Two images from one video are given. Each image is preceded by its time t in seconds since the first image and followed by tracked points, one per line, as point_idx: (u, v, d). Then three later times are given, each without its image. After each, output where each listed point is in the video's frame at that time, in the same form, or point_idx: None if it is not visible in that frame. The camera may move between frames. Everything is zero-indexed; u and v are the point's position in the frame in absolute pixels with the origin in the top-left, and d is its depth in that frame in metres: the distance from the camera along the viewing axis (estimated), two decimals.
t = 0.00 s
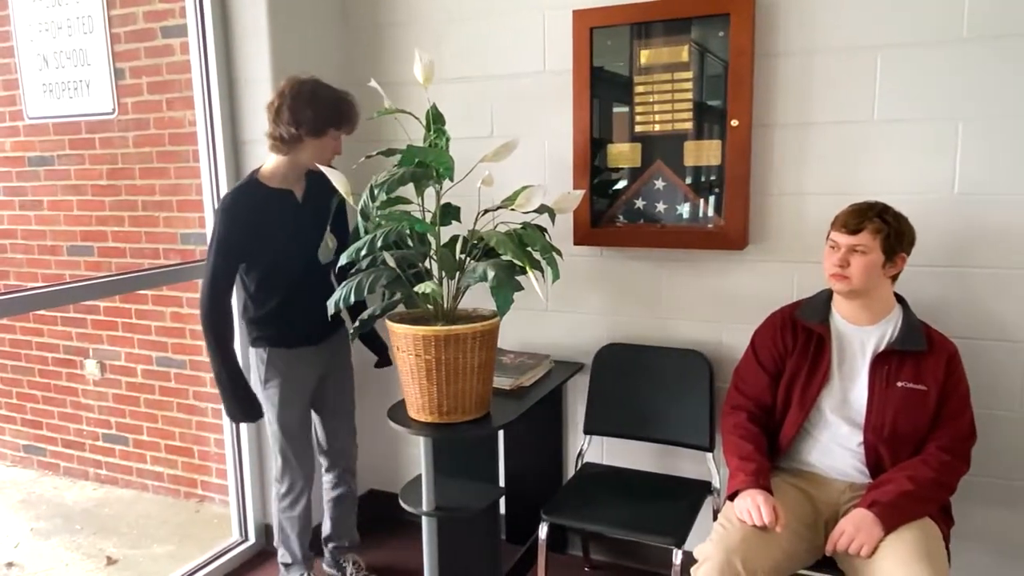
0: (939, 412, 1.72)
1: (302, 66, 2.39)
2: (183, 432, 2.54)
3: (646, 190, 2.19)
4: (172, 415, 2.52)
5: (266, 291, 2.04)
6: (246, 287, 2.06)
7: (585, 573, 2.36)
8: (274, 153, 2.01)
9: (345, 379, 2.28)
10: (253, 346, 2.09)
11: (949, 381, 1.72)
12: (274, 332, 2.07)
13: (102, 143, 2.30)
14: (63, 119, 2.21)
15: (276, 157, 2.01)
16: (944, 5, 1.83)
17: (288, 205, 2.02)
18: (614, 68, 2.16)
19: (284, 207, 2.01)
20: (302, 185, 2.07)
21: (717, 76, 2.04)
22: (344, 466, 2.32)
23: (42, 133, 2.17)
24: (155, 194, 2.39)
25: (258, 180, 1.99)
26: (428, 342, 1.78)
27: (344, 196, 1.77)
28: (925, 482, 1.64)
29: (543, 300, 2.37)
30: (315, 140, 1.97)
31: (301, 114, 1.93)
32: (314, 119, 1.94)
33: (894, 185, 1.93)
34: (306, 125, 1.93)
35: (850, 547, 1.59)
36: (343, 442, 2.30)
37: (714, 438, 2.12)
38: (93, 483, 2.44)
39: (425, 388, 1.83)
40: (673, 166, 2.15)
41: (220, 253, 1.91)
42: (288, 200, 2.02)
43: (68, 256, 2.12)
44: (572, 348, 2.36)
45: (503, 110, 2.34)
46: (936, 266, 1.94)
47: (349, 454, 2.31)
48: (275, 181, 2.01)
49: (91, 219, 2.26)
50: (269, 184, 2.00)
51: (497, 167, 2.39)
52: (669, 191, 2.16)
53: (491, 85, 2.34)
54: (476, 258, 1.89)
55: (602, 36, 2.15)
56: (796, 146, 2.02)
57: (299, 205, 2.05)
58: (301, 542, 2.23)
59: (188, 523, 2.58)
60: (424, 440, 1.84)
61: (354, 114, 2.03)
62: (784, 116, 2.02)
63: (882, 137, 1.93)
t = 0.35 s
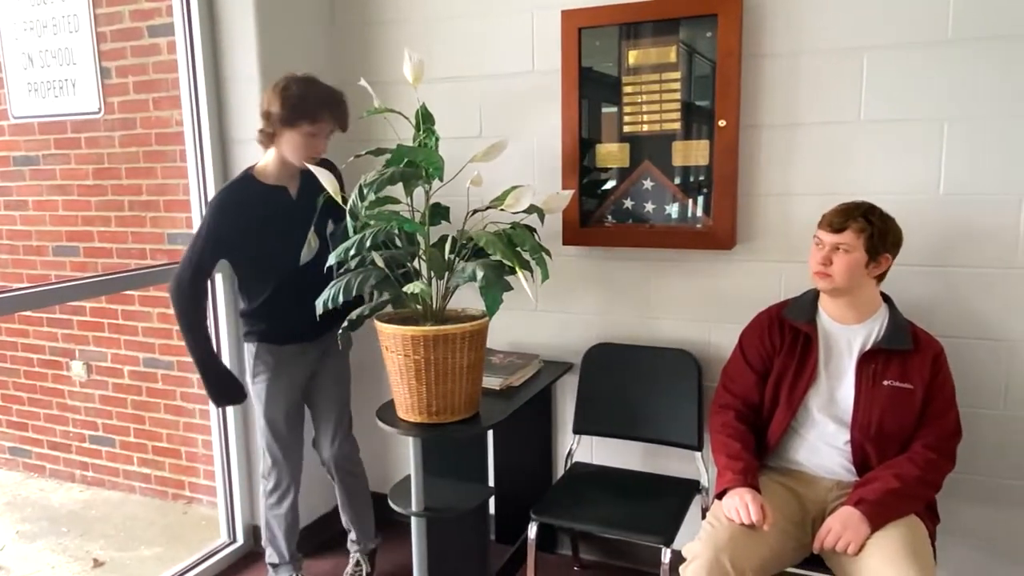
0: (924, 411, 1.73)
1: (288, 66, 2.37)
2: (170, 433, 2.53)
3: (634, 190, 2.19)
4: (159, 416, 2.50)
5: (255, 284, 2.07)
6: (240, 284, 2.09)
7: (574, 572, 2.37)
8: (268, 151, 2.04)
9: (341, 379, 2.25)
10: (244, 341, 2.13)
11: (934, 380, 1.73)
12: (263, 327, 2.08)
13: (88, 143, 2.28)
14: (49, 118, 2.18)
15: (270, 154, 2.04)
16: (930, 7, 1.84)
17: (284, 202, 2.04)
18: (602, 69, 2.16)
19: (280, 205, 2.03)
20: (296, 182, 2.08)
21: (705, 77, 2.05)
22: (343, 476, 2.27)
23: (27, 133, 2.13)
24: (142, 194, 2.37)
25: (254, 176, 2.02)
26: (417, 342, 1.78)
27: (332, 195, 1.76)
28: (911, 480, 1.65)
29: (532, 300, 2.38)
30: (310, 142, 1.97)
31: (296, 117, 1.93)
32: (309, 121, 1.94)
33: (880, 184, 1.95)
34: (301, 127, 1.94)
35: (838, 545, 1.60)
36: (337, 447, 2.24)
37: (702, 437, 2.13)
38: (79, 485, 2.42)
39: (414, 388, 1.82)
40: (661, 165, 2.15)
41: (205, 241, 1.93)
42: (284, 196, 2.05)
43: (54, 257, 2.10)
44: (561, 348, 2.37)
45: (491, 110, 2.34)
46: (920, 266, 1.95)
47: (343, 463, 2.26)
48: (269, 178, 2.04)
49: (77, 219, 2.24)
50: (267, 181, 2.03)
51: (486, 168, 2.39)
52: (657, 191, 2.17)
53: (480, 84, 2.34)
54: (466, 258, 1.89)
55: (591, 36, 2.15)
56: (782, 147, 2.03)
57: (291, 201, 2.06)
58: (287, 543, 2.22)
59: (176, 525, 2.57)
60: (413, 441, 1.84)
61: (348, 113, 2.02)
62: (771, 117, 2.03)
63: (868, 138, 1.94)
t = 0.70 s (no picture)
0: (913, 409, 1.74)
1: (277, 65, 2.36)
2: (160, 434, 2.52)
3: (626, 190, 2.20)
4: (149, 417, 2.49)
5: (258, 284, 2.10)
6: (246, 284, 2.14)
7: (566, 571, 2.37)
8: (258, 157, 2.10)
9: (355, 378, 2.27)
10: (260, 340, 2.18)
11: (923, 380, 1.74)
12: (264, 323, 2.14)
13: (76, 143, 2.26)
14: (36, 118, 2.15)
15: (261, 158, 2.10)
16: (919, 8, 1.85)
17: (286, 204, 2.08)
18: (593, 69, 2.17)
19: (285, 207, 2.07)
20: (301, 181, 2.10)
21: (696, 77, 2.06)
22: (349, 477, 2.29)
23: (15, 133, 2.10)
24: (131, 194, 2.36)
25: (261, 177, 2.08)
26: (408, 342, 1.78)
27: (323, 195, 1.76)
28: (901, 479, 1.66)
29: (523, 300, 2.38)
30: (292, 143, 2.06)
31: (274, 118, 2.01)
32: (286, 120, 2.03)
33: (870, 185, 1.96)
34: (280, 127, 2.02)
35: (828, 544, 1.61)
36: (348, 447, 2.27)
37: (693, 436, 2.13)
38: (68, 487, 2.39)
39: (405, 388, 1.82)
40: (652, 166, 2.16)
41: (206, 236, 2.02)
42: (286, 198, 2.08)
43: (42, 257, 2.09)
44: (553, 348, 2.37)
45: (482, 110, 2.34)
46: (909, 266, 1.96)
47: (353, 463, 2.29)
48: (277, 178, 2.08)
49: (65, 219, 2.22)
50: (277, 183, 2.08)
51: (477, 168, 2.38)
52: (648, 191, 2.17)
53: (471, 84, 2.34)
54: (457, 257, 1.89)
55: (582, 36, 2.15)
56: (773, 147, 2.04)
57: (289, 197, 2.08)
58: (299, 535, 2.27)
59: (166, 527, 2.56)
60: (405, 441, 1.84)
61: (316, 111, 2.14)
62: (761, 117, 2.03)
63: (858, 138, 1.95)
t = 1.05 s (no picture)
0: (904, 409, 1.75)
1: (269, 65, 2.35)
2: (151, 435, 2.51)
3: (618, 191, 2.20)
4: (141, 419, 2.48)
5: (255, 280, 2.11)
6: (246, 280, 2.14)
7: (559, 571, 2.37)
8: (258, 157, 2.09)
9: (347, 383, 2.23)
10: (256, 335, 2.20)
11: (914, 380, 1.75)
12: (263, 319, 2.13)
13: (67, 143, 2.24)
14: (26, 118, 2.13)
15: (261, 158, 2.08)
16: (909, 10, 1.86)
17: (284, 201, 2.07)
18: (585, 69, 2.17)
19: (282, 204, 2.07)
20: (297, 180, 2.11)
21: (688, 78, 2.06)
22: (338, 484, 2.28)
23: (4, 132, 2.07)
24: (122, 194, 2.35)
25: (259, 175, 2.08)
26: (400, 342, 1.77)
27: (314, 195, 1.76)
28: (891, 478, 1.67)
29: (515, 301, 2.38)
30: (288, 140, 2.05)
31: (269, 115, 1.99)
32: (281, 119, 2.01)
33: (861, 185, 1.97)
34: (275, 126, 2.01)
35: (819, 543, 1.62)
36: (336, 451, 2.24)
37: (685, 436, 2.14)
38: (58, 488, 2.36)
39: (398, 388, 1.82)
40: (645, 166, 2.16)
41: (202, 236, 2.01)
42: (286, 193, 2.08)
43: (31, 257, 2.08)
44: (545, 348, 2.37)
45: (475, 110, 2.34)
46: (900, 266, 1.97)
47: (341, 468, 2.26)
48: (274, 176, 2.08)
49: (56, 219, 2.20)
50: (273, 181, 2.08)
51: (470, 168, 2.38)
52: (640, 192, 2.18)
53: (463, 84, 2.34)
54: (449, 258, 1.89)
55: (574, 37, 2.15)
56: (764, 147, 2.04)
57: (281, 192, 2.07)
58: (287, 534, 2.28)
59: (157, 528, 2.55)
60: (397, 441, 1.83)
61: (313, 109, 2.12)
62: (752, 118, 2.04)
63: (848, 139, 1.96)
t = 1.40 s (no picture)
0: (896, 409, 1.76)
1: (263, 64, 2.36)
2: (143, 436, 2.50)
3: (612, 192, 2.21)
4: (133, 420, 2.47)
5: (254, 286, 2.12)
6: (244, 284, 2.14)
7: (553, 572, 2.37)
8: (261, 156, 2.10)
9: (342, 383, 2.22)
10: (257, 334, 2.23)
11: (906, 380, 1.76)
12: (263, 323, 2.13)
13: (59, 143, 2.22)
14: (18, 118, 2.11)
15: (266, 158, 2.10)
16: (900, 11, 1.87)
17: (275, 205, 2.09)
18: (580, 70, 2.18)
19: (274, 209, 2.09)
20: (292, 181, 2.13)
21: (681, 79, 2.07)
22: (332, 483, 2.25)
23: None
24: (115, 195, 2.34)
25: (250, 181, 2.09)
26: (395, 342, 1.77)
27: (308, 195, 1.75)
28: (884, 477, 1.67)
29: (509, 301, 2.38)
30: (294, 142, 2.06)
31: (279, 116, 2.01)
32: (291, 121, 2.03)
33: (853, 185, 1.98)
34: (283, 126, 2.03)
35: (811, 542, 1.62)
36: (331, 451, 2.23)
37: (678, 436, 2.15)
38: (49, 489, 2.33)
39: (392, 388, 1.82)
40: (638, 167, 2.17)
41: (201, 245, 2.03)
42: (275, 197, 2.09)
43: (24, 258, 2.05)
44: (539, 349, 2.37)
45: (469, 111, 2.34)
46: (891, 265, 1.98)
47: (337, 467, 2.25)
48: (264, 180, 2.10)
49: (48, 219, 2.18)
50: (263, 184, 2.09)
51: (464, 168, 2.38)
52: (634, 192, 2.18)
53: (457, 85, 2.34)
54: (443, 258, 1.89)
55: (568, 38, 2.16)
56: (757, 148, 2.05)
57: (273, 195, 2.09)
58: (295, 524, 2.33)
59: (150, 530, 2.54)
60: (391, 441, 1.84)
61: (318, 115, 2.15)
62: (745, 119, 2.05)
63: (840, 139, 1.97)
